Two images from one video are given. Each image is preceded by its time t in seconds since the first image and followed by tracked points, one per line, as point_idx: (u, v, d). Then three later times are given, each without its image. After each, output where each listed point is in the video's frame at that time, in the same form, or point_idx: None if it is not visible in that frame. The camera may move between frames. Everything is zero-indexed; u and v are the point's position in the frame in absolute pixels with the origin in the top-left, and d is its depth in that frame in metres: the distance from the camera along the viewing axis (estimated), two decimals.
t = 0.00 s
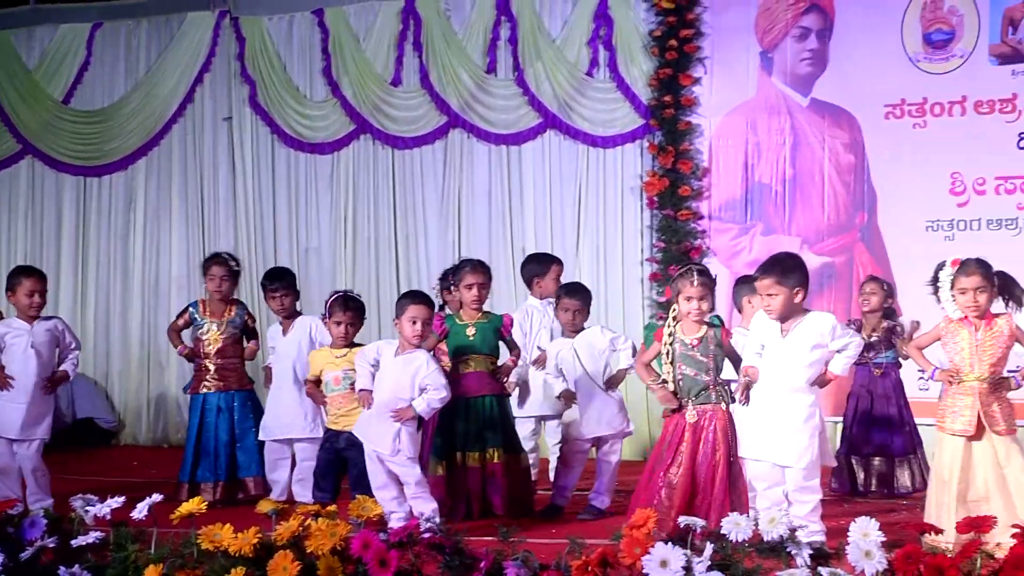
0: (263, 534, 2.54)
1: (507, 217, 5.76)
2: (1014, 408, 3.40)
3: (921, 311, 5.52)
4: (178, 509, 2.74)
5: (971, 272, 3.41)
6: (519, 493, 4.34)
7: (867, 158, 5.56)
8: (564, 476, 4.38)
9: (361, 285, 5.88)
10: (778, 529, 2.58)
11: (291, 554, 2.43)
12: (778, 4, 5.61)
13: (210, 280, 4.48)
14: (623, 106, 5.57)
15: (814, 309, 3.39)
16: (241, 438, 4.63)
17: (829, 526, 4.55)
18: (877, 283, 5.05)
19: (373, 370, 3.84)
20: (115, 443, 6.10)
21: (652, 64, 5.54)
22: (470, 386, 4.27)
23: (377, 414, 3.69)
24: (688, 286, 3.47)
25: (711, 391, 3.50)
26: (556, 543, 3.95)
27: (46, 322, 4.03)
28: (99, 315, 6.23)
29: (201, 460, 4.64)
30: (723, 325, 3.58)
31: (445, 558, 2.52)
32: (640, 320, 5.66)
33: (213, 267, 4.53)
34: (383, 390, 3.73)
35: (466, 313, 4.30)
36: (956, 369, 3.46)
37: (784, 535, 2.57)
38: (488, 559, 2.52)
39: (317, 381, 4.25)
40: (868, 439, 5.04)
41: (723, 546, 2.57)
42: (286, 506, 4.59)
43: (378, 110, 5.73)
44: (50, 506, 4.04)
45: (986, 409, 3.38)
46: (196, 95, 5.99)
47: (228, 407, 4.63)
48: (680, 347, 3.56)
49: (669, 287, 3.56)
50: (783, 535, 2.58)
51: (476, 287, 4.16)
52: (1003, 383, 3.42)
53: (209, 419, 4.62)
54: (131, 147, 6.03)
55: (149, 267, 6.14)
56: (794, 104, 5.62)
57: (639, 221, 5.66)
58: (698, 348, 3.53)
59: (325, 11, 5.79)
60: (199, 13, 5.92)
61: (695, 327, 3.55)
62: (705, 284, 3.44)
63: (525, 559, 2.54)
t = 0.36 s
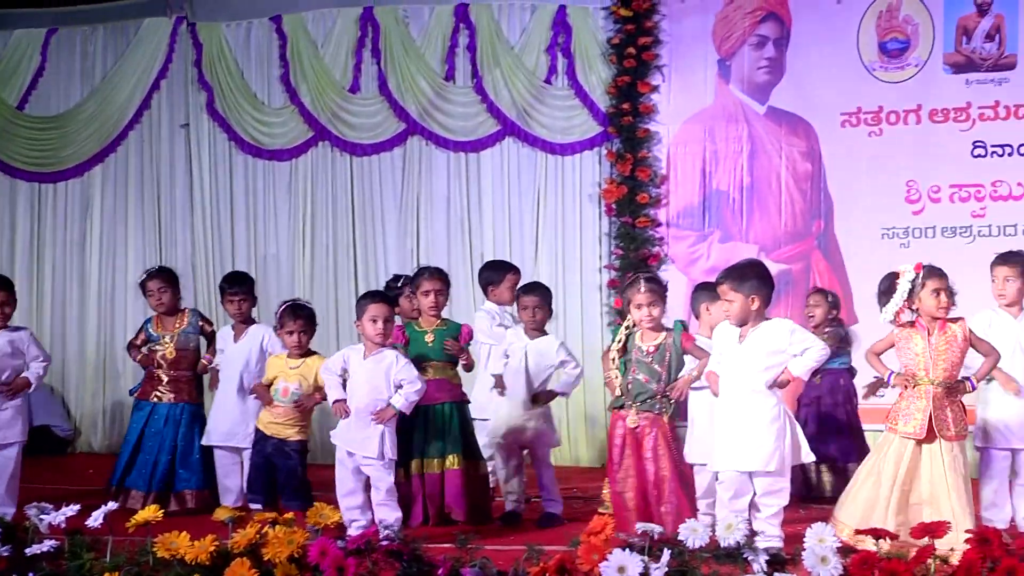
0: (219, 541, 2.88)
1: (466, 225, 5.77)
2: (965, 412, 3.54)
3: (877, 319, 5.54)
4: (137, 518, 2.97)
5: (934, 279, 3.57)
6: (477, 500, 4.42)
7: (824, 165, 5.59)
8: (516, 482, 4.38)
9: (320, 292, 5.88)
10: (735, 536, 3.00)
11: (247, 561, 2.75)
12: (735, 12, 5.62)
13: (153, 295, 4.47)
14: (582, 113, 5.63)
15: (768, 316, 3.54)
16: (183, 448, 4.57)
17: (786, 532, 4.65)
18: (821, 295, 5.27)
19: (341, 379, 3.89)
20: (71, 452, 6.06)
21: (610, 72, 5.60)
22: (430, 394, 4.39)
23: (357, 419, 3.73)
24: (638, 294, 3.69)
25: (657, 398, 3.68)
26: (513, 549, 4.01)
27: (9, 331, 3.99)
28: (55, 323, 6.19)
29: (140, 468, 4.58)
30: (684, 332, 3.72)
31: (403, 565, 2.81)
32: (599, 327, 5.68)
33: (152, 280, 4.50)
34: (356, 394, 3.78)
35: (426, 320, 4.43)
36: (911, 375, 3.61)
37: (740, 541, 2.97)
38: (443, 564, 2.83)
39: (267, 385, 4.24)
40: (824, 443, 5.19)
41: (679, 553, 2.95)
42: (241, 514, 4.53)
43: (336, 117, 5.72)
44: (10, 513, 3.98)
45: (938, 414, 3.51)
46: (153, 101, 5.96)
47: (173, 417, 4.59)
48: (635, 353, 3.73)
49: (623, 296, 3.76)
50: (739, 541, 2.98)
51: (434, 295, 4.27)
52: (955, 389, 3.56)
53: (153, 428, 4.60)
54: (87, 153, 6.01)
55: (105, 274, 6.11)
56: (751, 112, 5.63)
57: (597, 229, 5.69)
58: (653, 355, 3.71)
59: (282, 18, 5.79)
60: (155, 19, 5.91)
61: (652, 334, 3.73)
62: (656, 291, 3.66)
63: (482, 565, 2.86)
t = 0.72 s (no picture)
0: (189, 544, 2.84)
1: (437, 227, 5.77)
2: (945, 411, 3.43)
3: (847, 323, 5.56)
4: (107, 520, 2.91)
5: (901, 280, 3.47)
6: (447, 503, 4.51)
7: (793, 169, 5.62)
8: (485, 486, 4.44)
9: (291, 295, 5.87)
10: (703, 539, 2.92)
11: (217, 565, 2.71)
12: (705, 15, 5.64)
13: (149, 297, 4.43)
14: (552, 116, 5.64)
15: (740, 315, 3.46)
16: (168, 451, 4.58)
17: (755, 534, 4.71)
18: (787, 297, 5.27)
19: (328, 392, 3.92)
20: (40, 456, 6.04)
21: (581, 75, 5.63)
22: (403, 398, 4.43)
23: (349, 423, 3.77)
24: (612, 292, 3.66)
25: (626, 395, 3.66)
26: (483, 553, 4.04)
27: None
28: (23, 326, 6.16)
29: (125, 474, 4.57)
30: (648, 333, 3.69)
31: (373, 567, 2.77)
32: (569, 331, 5.68)
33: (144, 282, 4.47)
34: (342, 399, 3.83)
35: (401, 323, 4.41)
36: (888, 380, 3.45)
37: (709, 543, 2.89)
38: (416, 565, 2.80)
39: (242, 393, 4.07)
40: (791, 445, 5.27)
41: (648, 556, 2.92)
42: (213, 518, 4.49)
43: (307, 120, 5.71)
44: None
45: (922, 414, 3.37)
46: (122, 103, 5.95)
47: (157, 421, 4.58)
48: (601, 351, 3.72)
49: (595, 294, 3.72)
50: (709, 543, 2.90)
51: (409, 297, 4.22)
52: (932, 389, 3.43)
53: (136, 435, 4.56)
54: (56, 155, 5.99)
55: (75, 277, 6.09)
56: (721, 116, 5.64)
57: (568, 231, 5.70)
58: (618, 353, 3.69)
59: (252, 20, 5.79)
60: (124, 20, 5.90)
61: (618, 332, 3.72)
62: (627, 291, 3.63)
63: (451, 568, 2.86)
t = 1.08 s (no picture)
0: (148, 548, 2.71)
1: (398, 230, 5.77)
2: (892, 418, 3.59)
3: (807, 325, 5.60)
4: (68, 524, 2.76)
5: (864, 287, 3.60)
6: (411, 505, 4.50)
7: (754, 172, 5.63)
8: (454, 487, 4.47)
9: (251, 298, 5.85)
10: (665, 541, 2.79)
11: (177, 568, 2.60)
12: (666, 19, 5.64)
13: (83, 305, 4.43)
14: (513, 119, 5.65)
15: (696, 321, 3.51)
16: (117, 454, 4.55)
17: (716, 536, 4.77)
18: (760, 302, 5.30)
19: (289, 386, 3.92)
20: None
21: (542, 78, 5.64)
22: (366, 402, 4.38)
23: (298, 422, 3.76)
24: (571, 296, 3.59)
25: (594, 401, 3.65)
26: (445, 555, 4.05)
27: None
28: None
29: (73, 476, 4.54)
30: (614, 336, 3.69)
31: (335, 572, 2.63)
32: (530, 334, 5.69)
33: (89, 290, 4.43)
34: (298, 398, 3.81)
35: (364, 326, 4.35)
36: (844, 380, 3.57)
37: (671, 544, 2.73)
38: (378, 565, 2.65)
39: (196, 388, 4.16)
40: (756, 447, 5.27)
41: (609, 557, 2.72)
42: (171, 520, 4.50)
43: (267, 122, 5.71)
44: None
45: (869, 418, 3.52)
46: (81, 105, 5.93)
47: (107, 426, 4.54)
48: (570, 355, 3.69)
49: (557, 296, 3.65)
50: (669, 544, 2.79)
51: (370, 302, 4.22)
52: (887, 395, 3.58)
53: (84, 437, 4.52)
54: (15, 157, 5.98)
55: (34, 280, 6.06)
56: (682, 119, 5.65)
57: (529, 234, 5.71)
58: (586, 357, 3.68)
59: (212, 22, 5.79)
60: (84, 22, 5.88)
61: (585, 335, 3.70)
62: (586, 294, 3.56)
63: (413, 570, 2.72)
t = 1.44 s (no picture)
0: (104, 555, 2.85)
1: (356, 233, 5.76)
2: (855, 420, 3.55)
3: (765, 328, 5.62)
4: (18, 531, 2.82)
5: (812, 290, 3.62)
6: (367, 509, 4.47)
7: (710, 175, 5.66)
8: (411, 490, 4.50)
9: (208, 301, 5.84)
10: (622, 543, 3.13)
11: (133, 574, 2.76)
12: (623, 22, 5.66)
13: (65, 299, 4.38)
14: (472, 122, 5.66)
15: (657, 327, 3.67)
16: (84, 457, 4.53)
17: (673, 537, 4.83)
18: (715, 302, 5.30)
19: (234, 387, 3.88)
20: None
21: (500, 81, 5.65)
22: (322, 404, 4.39)
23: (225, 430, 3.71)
24: (536, 297, 3.68)
25: (554, 401, 3.71)
26: (403, 560, 4.05)
27: None
28: None
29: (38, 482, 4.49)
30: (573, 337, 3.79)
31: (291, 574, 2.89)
32: (489, 337, 5.70)
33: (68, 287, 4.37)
34: (236, 405, 3.77)
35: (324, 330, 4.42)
36: (801, 388, 3.61)
37: (628, 549, 3.14)
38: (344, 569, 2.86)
39: (157, 390, 4.15)
40: (715, 451, 5.34)
41: (569, 561, 3.12)
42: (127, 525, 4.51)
43: (224, 125, 5.69)
44: None
45: (829, 422, 3.52)
46: (35, 108, 5.87)
47: (72, 429, 4.51)
48: (527, 356, 3.76)
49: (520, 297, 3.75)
50: (627, 547, 3.14)
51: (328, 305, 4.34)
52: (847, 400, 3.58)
53: (51, 443, 4.48)
54: None
55: None
56: (639, 122, 5.67)
57: (487, 237, 5.72)
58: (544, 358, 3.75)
59: (169, 25, 5.77)
60: (38, 24, 5.83)
61: (542, 336, 3.77)
62: (552, 295, 3.68)
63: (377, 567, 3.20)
